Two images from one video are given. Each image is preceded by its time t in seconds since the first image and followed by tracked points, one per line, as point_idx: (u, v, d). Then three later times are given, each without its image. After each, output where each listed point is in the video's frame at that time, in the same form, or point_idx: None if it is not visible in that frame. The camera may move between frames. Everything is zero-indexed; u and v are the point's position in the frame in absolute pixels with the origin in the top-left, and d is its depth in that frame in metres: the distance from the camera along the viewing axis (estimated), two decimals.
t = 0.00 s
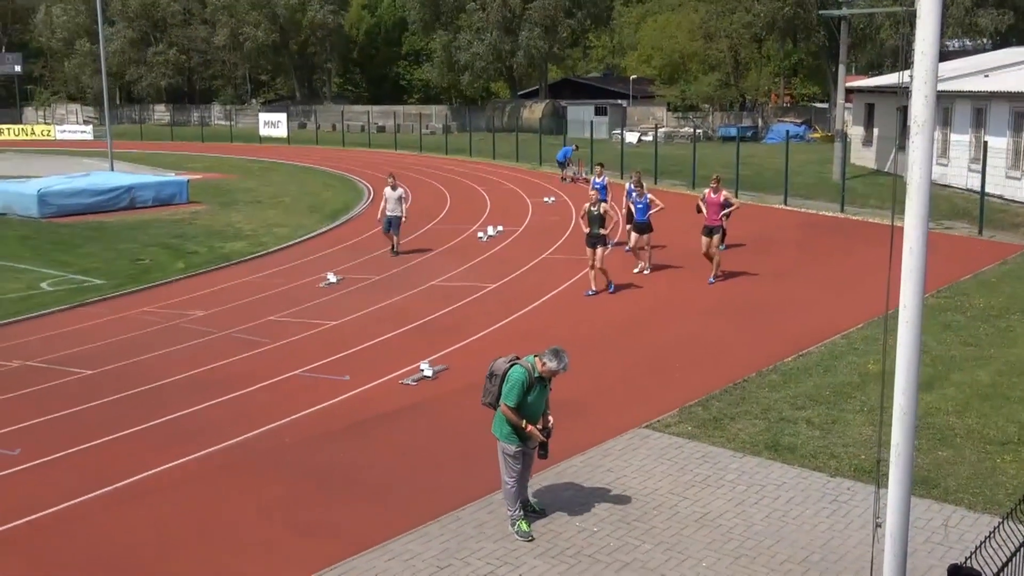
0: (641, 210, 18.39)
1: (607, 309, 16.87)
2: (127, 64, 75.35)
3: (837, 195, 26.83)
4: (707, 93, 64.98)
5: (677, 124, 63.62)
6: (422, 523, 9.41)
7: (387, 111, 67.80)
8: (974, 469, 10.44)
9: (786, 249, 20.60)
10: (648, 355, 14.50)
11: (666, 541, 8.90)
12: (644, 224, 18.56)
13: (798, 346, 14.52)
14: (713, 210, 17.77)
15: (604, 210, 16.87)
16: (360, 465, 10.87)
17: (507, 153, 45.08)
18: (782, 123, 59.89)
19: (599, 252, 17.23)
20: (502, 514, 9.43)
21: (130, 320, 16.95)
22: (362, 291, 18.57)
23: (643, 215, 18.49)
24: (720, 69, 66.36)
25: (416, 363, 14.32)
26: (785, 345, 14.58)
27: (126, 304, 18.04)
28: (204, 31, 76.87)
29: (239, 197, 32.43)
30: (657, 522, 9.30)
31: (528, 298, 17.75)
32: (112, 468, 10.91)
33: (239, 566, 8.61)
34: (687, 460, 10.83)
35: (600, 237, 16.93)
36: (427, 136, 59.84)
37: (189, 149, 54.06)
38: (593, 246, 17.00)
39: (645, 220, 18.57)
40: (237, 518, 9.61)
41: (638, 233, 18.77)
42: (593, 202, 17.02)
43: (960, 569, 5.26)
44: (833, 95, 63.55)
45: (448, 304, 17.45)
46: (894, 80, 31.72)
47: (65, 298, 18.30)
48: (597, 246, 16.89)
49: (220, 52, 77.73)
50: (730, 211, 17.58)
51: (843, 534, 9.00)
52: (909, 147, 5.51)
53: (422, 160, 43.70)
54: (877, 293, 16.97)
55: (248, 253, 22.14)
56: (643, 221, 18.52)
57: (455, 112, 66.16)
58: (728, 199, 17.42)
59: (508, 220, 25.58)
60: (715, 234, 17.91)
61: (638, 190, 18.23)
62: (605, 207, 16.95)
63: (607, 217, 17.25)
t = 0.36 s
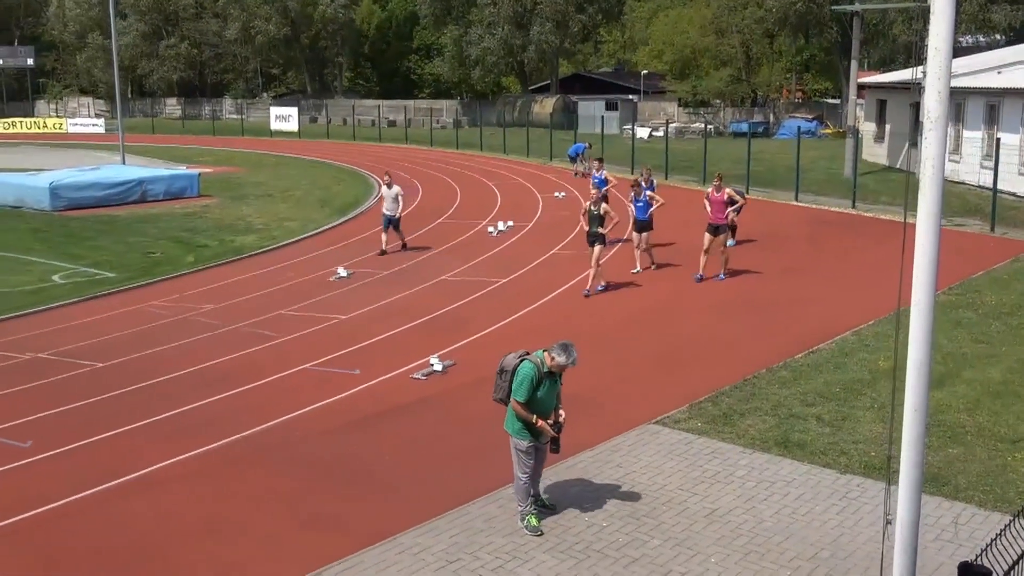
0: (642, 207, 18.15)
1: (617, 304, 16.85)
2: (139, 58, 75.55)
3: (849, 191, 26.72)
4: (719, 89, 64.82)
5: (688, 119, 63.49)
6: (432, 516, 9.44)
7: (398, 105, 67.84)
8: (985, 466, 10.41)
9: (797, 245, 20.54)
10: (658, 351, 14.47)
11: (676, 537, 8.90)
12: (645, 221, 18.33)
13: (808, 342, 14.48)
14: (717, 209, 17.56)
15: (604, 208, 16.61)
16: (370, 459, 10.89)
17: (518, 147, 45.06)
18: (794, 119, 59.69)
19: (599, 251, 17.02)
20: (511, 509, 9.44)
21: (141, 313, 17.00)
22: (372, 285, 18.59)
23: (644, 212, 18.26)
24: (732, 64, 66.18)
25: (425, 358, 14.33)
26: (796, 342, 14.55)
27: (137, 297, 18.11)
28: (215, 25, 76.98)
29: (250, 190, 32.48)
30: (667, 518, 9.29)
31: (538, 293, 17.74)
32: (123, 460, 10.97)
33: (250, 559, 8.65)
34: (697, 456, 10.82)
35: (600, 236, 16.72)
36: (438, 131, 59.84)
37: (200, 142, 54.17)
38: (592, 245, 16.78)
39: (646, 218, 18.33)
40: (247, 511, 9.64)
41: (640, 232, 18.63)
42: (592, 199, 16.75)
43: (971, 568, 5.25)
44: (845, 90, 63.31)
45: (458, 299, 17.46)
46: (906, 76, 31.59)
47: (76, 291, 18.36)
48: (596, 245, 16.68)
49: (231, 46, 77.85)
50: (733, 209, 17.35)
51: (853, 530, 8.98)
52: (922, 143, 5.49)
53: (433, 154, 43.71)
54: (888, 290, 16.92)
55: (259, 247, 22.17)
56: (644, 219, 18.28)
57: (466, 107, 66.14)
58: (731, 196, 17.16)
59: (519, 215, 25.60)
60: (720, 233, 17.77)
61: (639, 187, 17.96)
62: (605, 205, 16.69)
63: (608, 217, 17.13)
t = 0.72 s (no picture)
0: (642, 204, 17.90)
1: (626, 300, 16.86)
2: (150, 53, 75.78)
3: (859, 188, 26.66)
4: (729, 84, 64.74)
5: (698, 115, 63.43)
6: (442, 511, 9.46)
7: (408, 101, 67.89)
8: (996, 463, 10.38)
9: (807, 241, 20.52)
10: (667, 347, 14.47)
11: (686, 533, 8.90)
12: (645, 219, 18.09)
13: (818, 338, 14.47)
14: (718, 207, 17.10)
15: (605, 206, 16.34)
16: (381, 455, 10.91)
17: (528, 143, 45.03)
18: (805, 115, 59.54)
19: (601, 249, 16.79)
20: (521, 504, 9.45)
21: (151, 308, 17.06)
22: (381, 281, 18.62)
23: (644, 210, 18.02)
24: (742, 60, 66.05)
25: (435, 353, 14.36)
26: (805, 338, 14.53)
27: (148, 292, 18.17)
28: (226, 20, 77.10)
29: (260, 186, 32.53)
30: (676, 514, 9.30)
31: (547, 289, 17.75)
32: (134, 453, 11.03)
33: (260, 553, 8.68)
34: (706, 452, 10.82)
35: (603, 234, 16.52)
36: (447, 126, 59.87)
37: (211, 138, 54.30)
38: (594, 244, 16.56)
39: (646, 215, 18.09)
40: (257, 506, 9.68)
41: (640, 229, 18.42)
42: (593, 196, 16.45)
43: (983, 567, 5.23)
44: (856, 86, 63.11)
45: (466, 295, 17.48)
46: (918, 71, 31.45)
47: (87, 286, 18.41)
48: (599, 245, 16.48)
49: (242, 41, 78.01)
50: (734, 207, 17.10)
51: (863, 527, 8.97)
52: (935, 139, 5.47)
53: (443, 150, 43.72)
54: (899, 286, 16.88)
55: (269, 242, 22.22)
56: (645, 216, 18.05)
57: (476, 102, 66.14)
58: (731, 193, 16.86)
59: (528, 211, 25.61)
60: (721, 231, 17.37)
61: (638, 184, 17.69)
62: (606, 203, 16.41)
63: (609, 214, 16.69)
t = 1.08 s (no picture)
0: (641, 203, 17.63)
1: (636, 296, 16.85)
2: (161, 50, 75.94)
3: (870, 184, 26.60)
4: (739, 80, 64.64)
5: (708, 111, 63.35)
6: (453, 507, 9.47)
7: (418, 98, 67.94)
8: (1008, 460, 10.35)
9: (818, 237, 20.48)
10: (678, 343, 14.47)
11: (697, 529, 8.90)
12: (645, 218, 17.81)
13: (829, 335, 14.44)
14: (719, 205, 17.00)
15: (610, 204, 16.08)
16: (392, 451, 10.92)
17: (538, 139, 45.00)
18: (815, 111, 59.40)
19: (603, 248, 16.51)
20: (532, 500, 9.46)
21: (163, 304, 17.11)
22: (391, 277, 18.64)
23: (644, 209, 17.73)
24: (752, 56, 65.89)
25: (445, 350, 14.37)
26: (816, 334, 14.51)
27: (160, 288, 18.22)
28: (236, 17, 77.16)
29: (271, 182, 32.58)
30: (688, 510, 9.30)
31: (558, 285, 17.75)
32: (146, 449, 11.06)
33: (273, 547, 8.72)
34: (718, 449, 10.81)
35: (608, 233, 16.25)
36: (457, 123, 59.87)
37: (220, 134, 54.41)
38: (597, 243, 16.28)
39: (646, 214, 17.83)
40: (269, 500, 9.73)
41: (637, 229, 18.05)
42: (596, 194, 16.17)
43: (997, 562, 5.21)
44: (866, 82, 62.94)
45: (476, 291, 17.49)
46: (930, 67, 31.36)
47: (99, 283, 18.47)
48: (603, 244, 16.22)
49: (252, 38, 78.06)
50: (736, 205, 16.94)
51: (874, 524, 8.95)
52: (949, 134, 5.46)
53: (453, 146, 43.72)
54: (910, 282, 16.85)
55: (280, 239, 22.27)
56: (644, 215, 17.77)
57: (486, 99, 66.14)
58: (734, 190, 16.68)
59: (538, 207, 25.58)
60: (721, 230, 17.17)
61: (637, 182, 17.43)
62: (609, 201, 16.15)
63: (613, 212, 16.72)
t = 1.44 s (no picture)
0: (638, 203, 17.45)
1: (645, 293, 16.84)
2: (171, 47, 76.14)
3: (881, 181, 26.53)
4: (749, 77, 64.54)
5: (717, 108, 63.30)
6: (463, 504, 9.48)
7: (427, 95, 68.00)
8: (1020, 458, 10.32)
9: (828, 234, 20.43)
10: (687, 340, 14.45)
11: (706, 526, 8.90)
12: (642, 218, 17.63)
13: (839, 332, 14.41)
14: (720, 203, 16.83)
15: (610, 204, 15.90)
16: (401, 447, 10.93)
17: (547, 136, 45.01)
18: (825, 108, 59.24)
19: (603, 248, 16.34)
20: (542, 497, 9.46)
21: (173, 301, 17.15)
22: (401, 274, 18.65)
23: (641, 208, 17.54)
24: (762, 53, 65.75)
25: (455, 346, 14.37)
26: (826, 331, 14.47)
27: (169, 285, 18.26)
28: (246, 14, 77.30)
29: (280, 179, 32.63)
30: (697, 507, 9.30)
31: (567, 282, 17.75)
32: (157, 445, 11.09)
33: (284, 543, 8.75)
34: (728, 446, 10.81)
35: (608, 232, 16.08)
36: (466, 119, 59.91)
37: (229, 131, 54.52)
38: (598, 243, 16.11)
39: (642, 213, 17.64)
40: (279, 497, 9.75)
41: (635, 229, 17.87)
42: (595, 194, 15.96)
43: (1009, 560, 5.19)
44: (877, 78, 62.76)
45: (486, 288, 17.49)
46: (940, 64, 31.27)
47: (109, 279, 18.52)
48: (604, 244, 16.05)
49: (262, 35, 78.20)
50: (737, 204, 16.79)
51: (884, 522, 8.94)
52: (961, 131, 5.44)
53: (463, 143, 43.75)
54: (921, 280, 16.80)
55: (289, 236, 22.31)
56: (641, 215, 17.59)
57: (495, 95, 66.17)
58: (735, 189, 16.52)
59: (548, 204, 25.59)
60: (722, 229, 16.99)
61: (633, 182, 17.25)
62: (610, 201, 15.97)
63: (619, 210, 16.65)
